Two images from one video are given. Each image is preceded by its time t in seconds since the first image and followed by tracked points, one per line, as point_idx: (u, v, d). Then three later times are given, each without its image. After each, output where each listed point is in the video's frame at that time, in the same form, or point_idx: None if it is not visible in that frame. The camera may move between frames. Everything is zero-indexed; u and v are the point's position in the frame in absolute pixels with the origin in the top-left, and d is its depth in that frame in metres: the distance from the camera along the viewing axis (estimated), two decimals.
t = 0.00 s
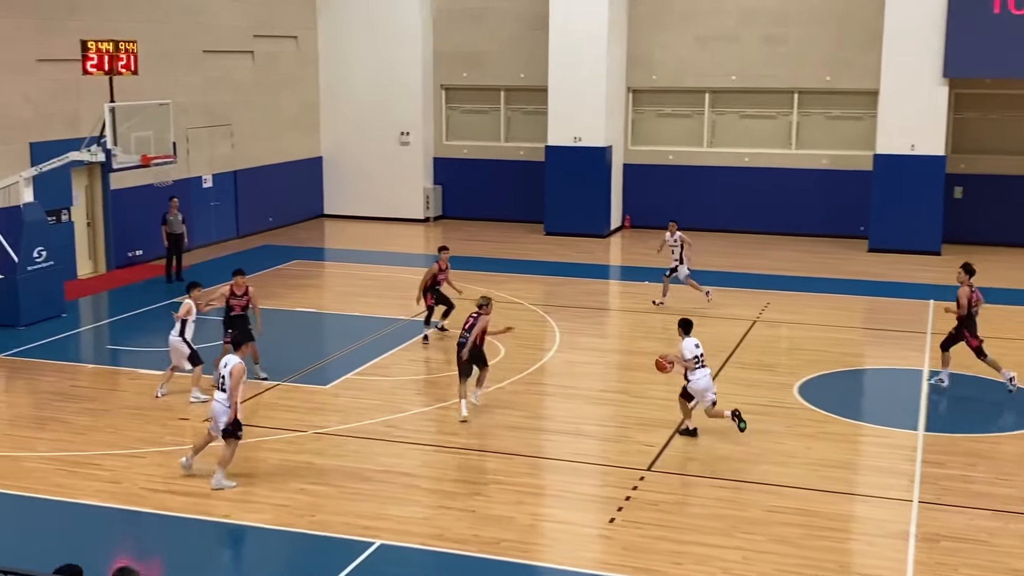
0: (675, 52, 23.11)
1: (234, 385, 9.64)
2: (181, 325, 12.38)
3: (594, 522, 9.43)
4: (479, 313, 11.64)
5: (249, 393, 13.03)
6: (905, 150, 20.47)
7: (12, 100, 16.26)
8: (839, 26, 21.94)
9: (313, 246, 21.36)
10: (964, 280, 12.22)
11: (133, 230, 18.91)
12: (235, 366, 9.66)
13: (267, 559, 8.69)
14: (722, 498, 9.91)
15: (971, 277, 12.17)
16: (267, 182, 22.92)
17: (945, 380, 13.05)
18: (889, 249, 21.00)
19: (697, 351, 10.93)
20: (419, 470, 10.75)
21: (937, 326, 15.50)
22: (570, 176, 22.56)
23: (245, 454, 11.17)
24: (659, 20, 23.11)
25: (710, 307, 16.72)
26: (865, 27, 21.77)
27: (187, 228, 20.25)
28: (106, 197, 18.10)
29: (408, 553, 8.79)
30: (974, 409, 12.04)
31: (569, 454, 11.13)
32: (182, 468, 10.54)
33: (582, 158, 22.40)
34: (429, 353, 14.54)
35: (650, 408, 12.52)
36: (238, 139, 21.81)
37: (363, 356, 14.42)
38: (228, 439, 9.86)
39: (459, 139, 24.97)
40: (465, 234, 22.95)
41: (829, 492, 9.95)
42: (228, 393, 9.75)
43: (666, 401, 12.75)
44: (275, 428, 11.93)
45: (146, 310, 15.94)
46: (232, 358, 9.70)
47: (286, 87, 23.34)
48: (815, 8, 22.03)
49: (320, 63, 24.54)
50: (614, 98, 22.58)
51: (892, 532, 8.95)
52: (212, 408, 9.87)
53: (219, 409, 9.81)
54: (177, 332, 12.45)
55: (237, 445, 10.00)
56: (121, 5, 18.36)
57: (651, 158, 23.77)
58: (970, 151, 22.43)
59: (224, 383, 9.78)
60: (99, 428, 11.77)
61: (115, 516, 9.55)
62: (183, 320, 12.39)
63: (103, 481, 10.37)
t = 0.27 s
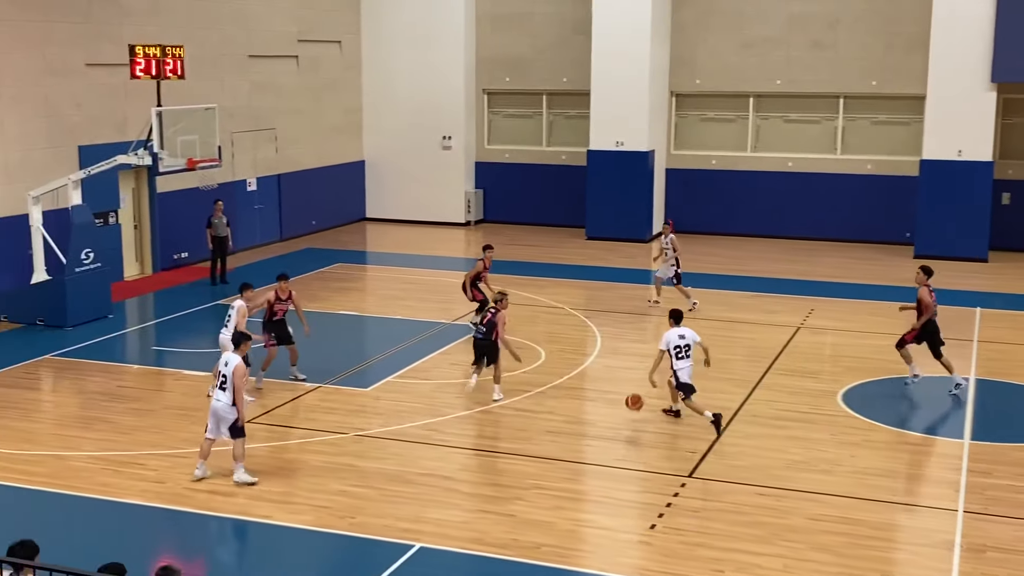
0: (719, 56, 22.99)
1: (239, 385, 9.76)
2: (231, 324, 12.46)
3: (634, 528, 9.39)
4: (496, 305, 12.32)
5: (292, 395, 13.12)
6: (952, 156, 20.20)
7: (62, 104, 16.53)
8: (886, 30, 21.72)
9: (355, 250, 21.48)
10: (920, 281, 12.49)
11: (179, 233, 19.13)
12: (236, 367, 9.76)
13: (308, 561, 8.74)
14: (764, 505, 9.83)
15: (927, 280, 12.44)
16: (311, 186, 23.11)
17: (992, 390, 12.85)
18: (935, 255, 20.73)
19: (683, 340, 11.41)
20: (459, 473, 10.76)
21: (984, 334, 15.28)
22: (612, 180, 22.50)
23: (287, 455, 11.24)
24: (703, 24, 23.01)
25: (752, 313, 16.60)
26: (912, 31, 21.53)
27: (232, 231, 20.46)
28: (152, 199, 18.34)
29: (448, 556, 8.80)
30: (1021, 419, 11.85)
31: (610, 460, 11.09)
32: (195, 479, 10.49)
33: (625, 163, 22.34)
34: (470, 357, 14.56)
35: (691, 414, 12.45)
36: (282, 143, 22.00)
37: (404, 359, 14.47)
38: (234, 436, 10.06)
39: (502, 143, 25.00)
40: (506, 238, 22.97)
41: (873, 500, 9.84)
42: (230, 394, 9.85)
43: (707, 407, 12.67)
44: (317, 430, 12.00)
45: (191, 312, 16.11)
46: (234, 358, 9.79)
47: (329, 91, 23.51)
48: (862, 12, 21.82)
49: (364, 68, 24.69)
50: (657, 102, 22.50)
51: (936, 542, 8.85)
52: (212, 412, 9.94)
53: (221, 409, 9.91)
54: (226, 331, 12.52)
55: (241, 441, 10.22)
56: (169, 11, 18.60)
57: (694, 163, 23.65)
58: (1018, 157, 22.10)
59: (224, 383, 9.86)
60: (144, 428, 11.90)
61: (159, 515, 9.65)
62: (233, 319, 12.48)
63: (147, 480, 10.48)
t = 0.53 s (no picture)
0: (760, 60, 22.86)
1: (261, 377, 10.20)
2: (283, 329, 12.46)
3: (672, 535, 9.33)
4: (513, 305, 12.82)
5: (331, 398, 13.19)
6: (996, 162, 19.95)
7: (107, 109, 16.77)
8: (930, 34, 21.50)
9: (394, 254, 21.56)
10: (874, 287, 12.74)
11: (221, 237, 19.31)
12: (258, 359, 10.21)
13: (345, 564, 8.77)
14: (804, 514, 9.73)
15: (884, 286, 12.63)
16: (351, 191, 23.25)
17: None
18: (978, 263, 20.46)
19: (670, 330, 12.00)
20: (496, 478, 10.75)
21: None
22: (652, 186, 22.43)
23: (326, 458, 11.29)
24: (744, 28, 22.88)
25: (792, 319, 16.47)
26: (956, 36, 21.30)
27: (272, 236, 20.63)
28: (195, 203, 18.53)
29: (485, 561, 8.79)
30: None
31: (648, 466, 11.03)
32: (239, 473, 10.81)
33: (665, 168, 22.27)
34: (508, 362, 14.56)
35: (730, 421, 12.35)
36: (323, 147, 22.17)
37: (442, 364, 14.49)
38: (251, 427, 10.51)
39: (541, 148, 25.01)
40: (545, 243, 22.96)
41: (914, 509, 9.74)
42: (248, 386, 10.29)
43: (747, 413, 12.58)
44: (355, 433, 12.05)
45: (232, 315, 16.26)
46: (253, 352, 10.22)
47: (370, 96, 23.66)
48: (906, 16, 21.62)
49: (404, 73, 24.83)
50: (697, 107, 22.41)
51: (978, 552, 8.78)
52: (234, 402, 10.39)
53: (239, 399, 10.35)
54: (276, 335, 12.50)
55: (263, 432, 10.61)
56: (212, 17, 18.82)
57: (734, 168, 23.50)
58: None
59: (243, 375, 10.29)
60: (185, 429, 12.02)
61: (198, 516, 9.73)
62: (285, 323, 12.48)
63: (188, 481, 10.58)
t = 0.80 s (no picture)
0: (798, 65, 22.73)
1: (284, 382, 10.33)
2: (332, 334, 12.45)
3: (706, 542, 9.27)
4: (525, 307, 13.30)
5: (365, 402, 13.22)
6: None
7: (146, 113, 16.95)
8: (970, 39, 21.31)
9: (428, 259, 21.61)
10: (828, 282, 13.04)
11: (257, 240, 19.45)
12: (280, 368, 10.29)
13: (379, 567, 8.78)
14: (840, 522, 9.63)
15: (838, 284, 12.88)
16: (386, 195, 23.34)
17: None
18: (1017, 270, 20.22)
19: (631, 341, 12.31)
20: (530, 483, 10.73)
21: None
22: (688, 191, 22.36)
23: (360, 461, 11.31)
24: (781, 33, 22.77)
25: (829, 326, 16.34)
26: (997, 40, 21.10)
27: (308, 240, 20.75)
28: (232, 207, 18.68)
29: (519, 566, 8.77)
30: None
31: (683, 472, 10.96)
32: (273, 474, 10.89)
33: (701, 173, 22.19)
34: (541, 366, 14.53)
35: (766, 427, 12.26)
36: (359, 152, 22.28)
37: (475, 368, 14.49)
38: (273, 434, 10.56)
39: (576, 153, 25.00)
40: (578, 248, 22.93)
41: (953, 518, 9.62)
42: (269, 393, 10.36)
43: (783, 420, 12.49)
44: (389, 436, 12.07)
45: (268, 318, 16.35)
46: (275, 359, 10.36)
47: (405, 101, 23.76)
48: (945, 21, 21.44)
49: (439, 78, 24.91)
50: (734, 111, 22.33)
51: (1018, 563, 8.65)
52: (250, 411, 10.38)
53: (257, 408, 10.36)
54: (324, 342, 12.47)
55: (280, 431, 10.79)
56: (251, 22, 18.98)
57: (771, 173, 23.37)
58: None
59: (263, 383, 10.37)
60: (221, 431, 12.09)
61: (234, 518, 9.78)
62: (332, 328, 12.47)
63: (223, 483, 10.64)
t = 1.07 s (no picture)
0: (829, 69, 22.61)
1: (310, 382, 10.40)
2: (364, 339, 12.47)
3: (735, 547, 9.22)
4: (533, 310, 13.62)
5: (394, 404, 13.24)
6: None
7: (178, 117, 17.08)
8: (1004, 42, 21.15)
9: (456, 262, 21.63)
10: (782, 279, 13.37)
11: (287, 243, 19.55)
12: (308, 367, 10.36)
13: (407, 570, 8.78)
14: (871, 528, 9.56)
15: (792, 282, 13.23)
16: (414, 198, 23.39)
17: None
18: None
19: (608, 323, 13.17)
20: (558, 487, 10.71)
21: None
22: (718, 195, 22.28)
23: (389, 464, 11.33)
24: (813, 36, 22.65)
25: (859, 331, 16.22)
26: None
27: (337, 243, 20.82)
28: (262, 210, 18.80)
29: (546, 569, 8.75)
30: None
31: (712, 477, 10.91)
32: (302, 477, 10.92)
33: (730, 177, 22.11)
34: (569, 370, 14.51)
35: (796, 433, 12.19)
36: (388, 155, 22.35)
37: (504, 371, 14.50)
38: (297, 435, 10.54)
39: (605, 157, 24.98)
40: (606, 252, 22.89)
41: (985, 525, 9.54)
42: (295, 393, 10.39)
43: (813, 426, 12.40)
44: (417, 439, 12.08)
45: (297, 320, 16.42)
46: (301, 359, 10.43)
47: (434, 105, 23.83)
48: (979, 24, 21.29)
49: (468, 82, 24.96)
50: (764, 115, 22.24)
51: None
52: (277, 411, 10.36)
53: (284, 408, 10.35)
54: (356, 346, 12.47)
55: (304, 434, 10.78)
56: (282, 26, 19.08)
57: (801, 177, 23.25)
58: None
59: (289, 383, 10.41)
60: (250, 433, 12.14)
61: (263, 519, 9.82)
62: (364, 333, 12.53)
63: (253, 485, 10.68)
